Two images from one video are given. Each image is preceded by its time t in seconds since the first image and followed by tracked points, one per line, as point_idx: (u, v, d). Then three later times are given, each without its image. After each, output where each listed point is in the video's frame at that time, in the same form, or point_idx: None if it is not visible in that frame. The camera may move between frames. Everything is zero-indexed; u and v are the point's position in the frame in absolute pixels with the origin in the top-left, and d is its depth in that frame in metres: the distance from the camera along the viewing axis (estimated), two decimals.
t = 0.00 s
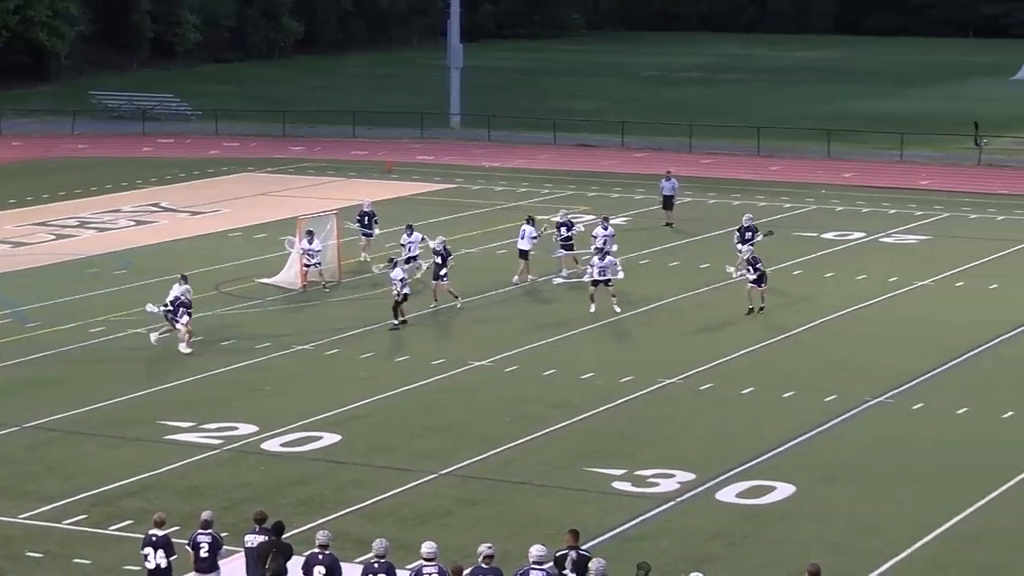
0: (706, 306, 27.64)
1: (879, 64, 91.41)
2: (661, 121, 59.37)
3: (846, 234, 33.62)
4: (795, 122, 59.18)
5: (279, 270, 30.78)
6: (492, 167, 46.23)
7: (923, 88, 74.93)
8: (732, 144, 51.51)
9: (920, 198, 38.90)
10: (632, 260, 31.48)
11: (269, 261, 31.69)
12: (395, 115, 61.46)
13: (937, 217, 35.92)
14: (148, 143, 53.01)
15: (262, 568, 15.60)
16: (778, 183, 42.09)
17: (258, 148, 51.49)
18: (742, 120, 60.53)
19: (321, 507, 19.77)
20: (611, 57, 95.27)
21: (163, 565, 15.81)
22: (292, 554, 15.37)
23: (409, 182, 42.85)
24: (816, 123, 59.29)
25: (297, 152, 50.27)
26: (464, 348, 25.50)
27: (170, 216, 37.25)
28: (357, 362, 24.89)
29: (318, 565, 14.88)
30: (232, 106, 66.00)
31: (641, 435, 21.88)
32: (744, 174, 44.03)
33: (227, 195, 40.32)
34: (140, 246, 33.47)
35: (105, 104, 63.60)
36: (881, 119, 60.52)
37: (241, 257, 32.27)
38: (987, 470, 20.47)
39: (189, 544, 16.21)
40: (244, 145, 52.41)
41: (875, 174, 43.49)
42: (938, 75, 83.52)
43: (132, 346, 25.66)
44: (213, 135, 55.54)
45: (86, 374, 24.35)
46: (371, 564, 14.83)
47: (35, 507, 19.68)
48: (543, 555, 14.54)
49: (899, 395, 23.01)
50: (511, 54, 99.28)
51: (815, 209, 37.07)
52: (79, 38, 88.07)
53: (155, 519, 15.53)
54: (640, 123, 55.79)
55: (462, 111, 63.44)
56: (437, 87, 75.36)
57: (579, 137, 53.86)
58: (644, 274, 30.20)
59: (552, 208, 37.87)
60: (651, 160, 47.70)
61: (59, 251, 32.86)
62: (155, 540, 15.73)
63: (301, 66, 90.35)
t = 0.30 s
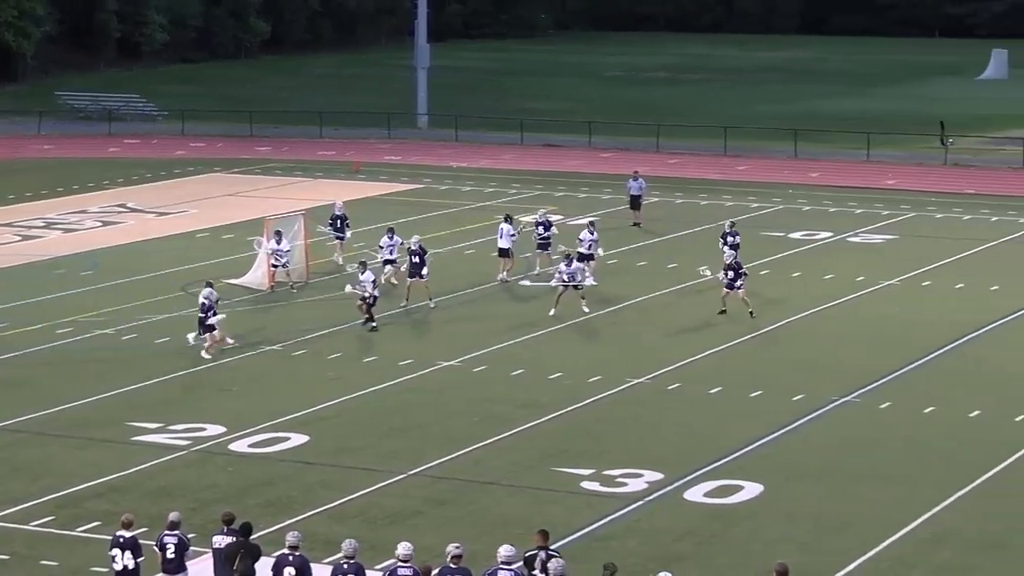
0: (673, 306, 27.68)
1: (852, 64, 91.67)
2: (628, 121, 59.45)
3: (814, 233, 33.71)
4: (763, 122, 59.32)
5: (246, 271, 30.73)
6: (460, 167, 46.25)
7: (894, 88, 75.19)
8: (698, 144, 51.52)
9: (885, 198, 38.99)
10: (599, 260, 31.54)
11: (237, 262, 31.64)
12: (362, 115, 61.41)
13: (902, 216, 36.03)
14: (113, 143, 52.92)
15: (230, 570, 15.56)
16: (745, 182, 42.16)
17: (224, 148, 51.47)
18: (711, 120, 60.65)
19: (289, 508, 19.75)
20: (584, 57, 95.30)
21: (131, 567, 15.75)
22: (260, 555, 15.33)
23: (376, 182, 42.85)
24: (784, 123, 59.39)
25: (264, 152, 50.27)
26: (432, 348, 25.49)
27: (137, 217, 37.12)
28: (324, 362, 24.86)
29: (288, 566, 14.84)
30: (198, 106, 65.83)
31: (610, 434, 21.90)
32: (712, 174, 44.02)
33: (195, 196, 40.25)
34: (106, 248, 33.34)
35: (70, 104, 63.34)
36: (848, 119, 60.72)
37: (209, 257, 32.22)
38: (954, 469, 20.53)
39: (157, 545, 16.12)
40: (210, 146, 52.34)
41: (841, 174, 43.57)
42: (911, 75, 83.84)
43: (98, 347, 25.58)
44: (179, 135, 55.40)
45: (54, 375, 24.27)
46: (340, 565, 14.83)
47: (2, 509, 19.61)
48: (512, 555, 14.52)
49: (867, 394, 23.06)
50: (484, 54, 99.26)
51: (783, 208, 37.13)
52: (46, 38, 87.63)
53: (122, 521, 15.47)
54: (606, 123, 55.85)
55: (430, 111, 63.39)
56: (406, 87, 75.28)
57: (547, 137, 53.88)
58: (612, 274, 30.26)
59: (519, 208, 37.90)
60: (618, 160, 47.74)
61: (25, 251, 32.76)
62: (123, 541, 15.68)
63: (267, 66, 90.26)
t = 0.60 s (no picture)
0: (647, 305, 27.69)
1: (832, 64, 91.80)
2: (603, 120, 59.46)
3: (787, 233, 33.74)
4: (738, 121, 59.34)
5: (219, 272, 30.68)
6: (434, 167, 46.22)
7: (871, 87, 75.32)
8: (672, 144, 51.44)
9: (859, 198, 38.99)
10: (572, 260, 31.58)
11: (210, 262, 31.58)
12: (336, 115, 61.32)
13: (875, 215, 36.06)
14: (84, 143, 52.80)
15: (204, 570, 15.50)
16: (717, 181, 42.18)
17: (198, 148, 51.41)
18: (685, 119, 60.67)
19: (263, 508, 19.72)
20: (563, 58, 95.31)
21: (104, 567, 15.69)
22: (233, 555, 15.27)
23: (350, 182, 42.81)
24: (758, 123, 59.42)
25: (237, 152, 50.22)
26: (406, 348, 25.47)
27: (110, 217, 37.03)
28: (298, 363, 24.83)
29: (263, 566, 14.79)
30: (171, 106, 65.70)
31: (583, 434, 21.90)
32: (686, 174, 43.93)
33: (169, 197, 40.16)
34: (79, 249, 33.26)
35: (42, 105, 63.14)
36: (822, 118, 60.80)
37: (182, 258, 32.15)
38: (925, 468, 20.54)
39: (131, 545, 16.04)
40: (183, 146, 52.24)
41: (814, 173, 43.56)
42: (890, 75, 83.98)
43: (70, 348, 25.51)
44: (152, 136, 55.27)
45: (25, 375, 24.21)
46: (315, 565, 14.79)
47: None
48: (486, 555, 14.49)
49: (840, 393, 23.07)
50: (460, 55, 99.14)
51: (756, 208, 37.15)
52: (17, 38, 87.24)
53: (96, 521, 15.41)
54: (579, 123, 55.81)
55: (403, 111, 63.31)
56: (382, 87, 75.19)
57: (521, 137, 53.84)
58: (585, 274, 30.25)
59: (493, 208, 37.88)
60: (591, 160, 47.71)
61: None
62: (96, 542, 15.63)
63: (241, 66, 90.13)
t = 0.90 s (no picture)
0: (621, 305, 27.71)
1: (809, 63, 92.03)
2: (575, 120, 59.54)
3: (759, 233, 33.79)
4: (710, 122, 59.44)
5: (192, 272, 30.66)
6: (406, 167, 46.24)
7: (846, 87, 75.50)
8: (643, 143, 51.46)
9: (830, 197, 39.06)
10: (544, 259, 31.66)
11: (181, 263, 31.54)
12: (308, 115, 61.29)
13: (846, 215, 36.14)
14: (55, 144, 52.62)
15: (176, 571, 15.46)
16: (687, 181, 42.26)
17: (169, 148, 51.30)
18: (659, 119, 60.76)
19: (235, 509, 19.69)
20: (539, 57, 95.35)
21: (76, 569, 15.64)
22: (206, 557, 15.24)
23: (323, 182, 42.79)
24: (731, 122, 59.54)
25: (209, 152, 50.15)
26: (379, 348, 25.47)
27: (82, 218, 36.95)
28: (271, 363, 24.81)
29: (236, 567, 14.77)
30: (141, 106, 65.57)
31: (556, 434, 21.92)
32: (657, 173, 44.03)
33: (141, 197, 40.07)
34: (51, 249, 33.18)
35: (14, 105, 62.99)
36: (795, 118, 60.97)
37: (153, 258, 32.11)
38: (897, 467, 20.58)
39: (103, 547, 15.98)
40: (156, 146, 52.12)
41: (784, 173, 43.71)
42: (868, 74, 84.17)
43: (41, 349, 25.45)
44: (123, 136, 55.19)
45: None
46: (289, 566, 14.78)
47: None
48: (459, 555, 14.47)
49: (812, 393, 23.11)
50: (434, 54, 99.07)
51: (727, 207, 37.21)
52: None
53: (69, 523, 15.36)
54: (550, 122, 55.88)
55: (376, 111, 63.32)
56: (356, 87, 75.16)
57: (494, 137, 53.86)
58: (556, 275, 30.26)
59: (466, 208, 37.92)
60: (563, 160, 47.74)
61: None
62: (68, 543, 15.58)
63: (214, 66, 89.99)
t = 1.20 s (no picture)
0: (607, 307, 27.72)
1: (796, 62, 92.16)
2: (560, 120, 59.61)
3: (744, 232, 33.86)
4: (694, 122, 59.55)
5: (176, 273, 30.65)
6: (391, 166, 46.30)
7: (832, 87, 75.65)
8: (628, 143, 51.50)
9: (814, 197, 39.14)
10: (529, 260, 31.71)
11: (166, 264, 31.53)
12: (293, 115, 61.30)
13: (829, 215, 36.24)
14: (40, 144, 52.53)
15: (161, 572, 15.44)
16: (671, 181, 42.35)
17: (153, 149, 51.24)
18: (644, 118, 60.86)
19: (220, 509, 19.68)
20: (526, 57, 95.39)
21: (61, 570, 15.62)
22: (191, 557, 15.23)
23: (308, 182, 42.78)
24: (715, 122, 59.65)
25: (193, 153, 50.09)
26: (365, 349, 25.47)
27: (67, 218, 36.91)
28: (256, 364, 24.80)
29: (221, 568, 14.76)
30: (125, 107, 65.52)
31: (542, 434, 21.94)
32: (641, 173, 44.10)
33: (125, 197, 40.03)
34: (36, 250, 33.14)
35: None
36: (779, 117, 61.08)
37: (136, 259, 32.09)
38: (882, 467, 20.62)
39: (88, 548, 15.96)
40: (140, 147, 52.06)
41: (768, 173, 43.81)
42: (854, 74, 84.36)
43: (25, 349, 25.43)
44: (108, 136, 55.15)
45: None
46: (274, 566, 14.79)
47: None
48: (444, 555, 14.47)
49: (798, 393, 23.13)
50: (421, 54, 99.11)
51: (712, 207, 37.28)
52: None
53: (53, 524, 15.34)
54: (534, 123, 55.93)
55: (361, 111, 63.34)
56: (341, 87, 75.14)
57: (479, 137, 53.90)
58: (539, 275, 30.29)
59: (451, 208, 37.95)
60: (547, 160, 47.81)
61: None
62: (53, 544, 15.56)
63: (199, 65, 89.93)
